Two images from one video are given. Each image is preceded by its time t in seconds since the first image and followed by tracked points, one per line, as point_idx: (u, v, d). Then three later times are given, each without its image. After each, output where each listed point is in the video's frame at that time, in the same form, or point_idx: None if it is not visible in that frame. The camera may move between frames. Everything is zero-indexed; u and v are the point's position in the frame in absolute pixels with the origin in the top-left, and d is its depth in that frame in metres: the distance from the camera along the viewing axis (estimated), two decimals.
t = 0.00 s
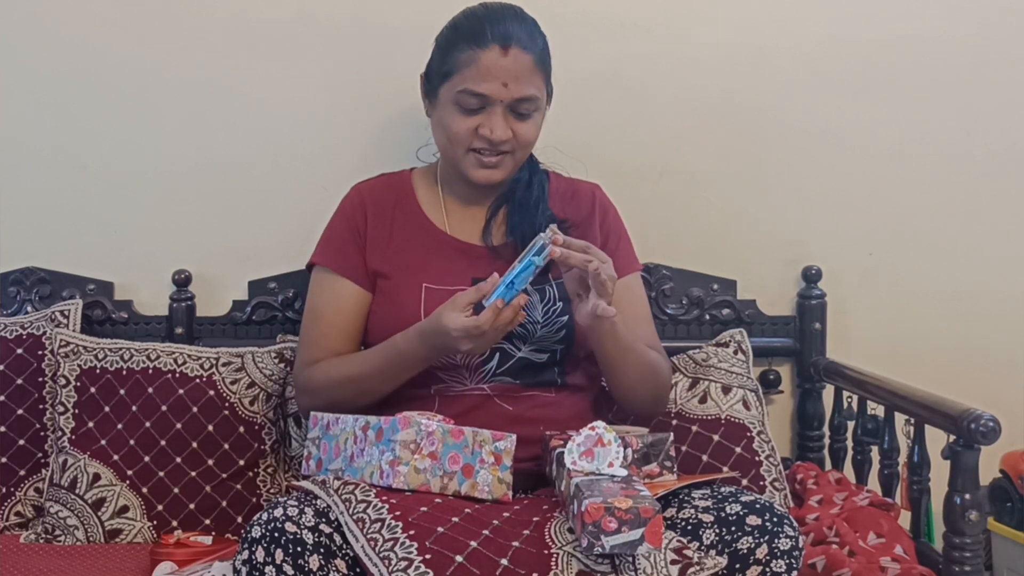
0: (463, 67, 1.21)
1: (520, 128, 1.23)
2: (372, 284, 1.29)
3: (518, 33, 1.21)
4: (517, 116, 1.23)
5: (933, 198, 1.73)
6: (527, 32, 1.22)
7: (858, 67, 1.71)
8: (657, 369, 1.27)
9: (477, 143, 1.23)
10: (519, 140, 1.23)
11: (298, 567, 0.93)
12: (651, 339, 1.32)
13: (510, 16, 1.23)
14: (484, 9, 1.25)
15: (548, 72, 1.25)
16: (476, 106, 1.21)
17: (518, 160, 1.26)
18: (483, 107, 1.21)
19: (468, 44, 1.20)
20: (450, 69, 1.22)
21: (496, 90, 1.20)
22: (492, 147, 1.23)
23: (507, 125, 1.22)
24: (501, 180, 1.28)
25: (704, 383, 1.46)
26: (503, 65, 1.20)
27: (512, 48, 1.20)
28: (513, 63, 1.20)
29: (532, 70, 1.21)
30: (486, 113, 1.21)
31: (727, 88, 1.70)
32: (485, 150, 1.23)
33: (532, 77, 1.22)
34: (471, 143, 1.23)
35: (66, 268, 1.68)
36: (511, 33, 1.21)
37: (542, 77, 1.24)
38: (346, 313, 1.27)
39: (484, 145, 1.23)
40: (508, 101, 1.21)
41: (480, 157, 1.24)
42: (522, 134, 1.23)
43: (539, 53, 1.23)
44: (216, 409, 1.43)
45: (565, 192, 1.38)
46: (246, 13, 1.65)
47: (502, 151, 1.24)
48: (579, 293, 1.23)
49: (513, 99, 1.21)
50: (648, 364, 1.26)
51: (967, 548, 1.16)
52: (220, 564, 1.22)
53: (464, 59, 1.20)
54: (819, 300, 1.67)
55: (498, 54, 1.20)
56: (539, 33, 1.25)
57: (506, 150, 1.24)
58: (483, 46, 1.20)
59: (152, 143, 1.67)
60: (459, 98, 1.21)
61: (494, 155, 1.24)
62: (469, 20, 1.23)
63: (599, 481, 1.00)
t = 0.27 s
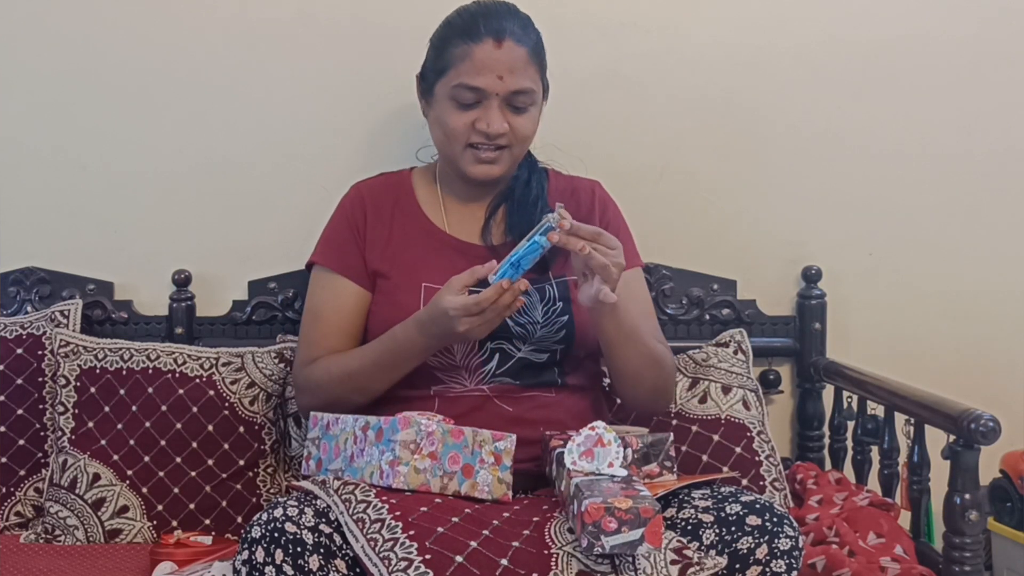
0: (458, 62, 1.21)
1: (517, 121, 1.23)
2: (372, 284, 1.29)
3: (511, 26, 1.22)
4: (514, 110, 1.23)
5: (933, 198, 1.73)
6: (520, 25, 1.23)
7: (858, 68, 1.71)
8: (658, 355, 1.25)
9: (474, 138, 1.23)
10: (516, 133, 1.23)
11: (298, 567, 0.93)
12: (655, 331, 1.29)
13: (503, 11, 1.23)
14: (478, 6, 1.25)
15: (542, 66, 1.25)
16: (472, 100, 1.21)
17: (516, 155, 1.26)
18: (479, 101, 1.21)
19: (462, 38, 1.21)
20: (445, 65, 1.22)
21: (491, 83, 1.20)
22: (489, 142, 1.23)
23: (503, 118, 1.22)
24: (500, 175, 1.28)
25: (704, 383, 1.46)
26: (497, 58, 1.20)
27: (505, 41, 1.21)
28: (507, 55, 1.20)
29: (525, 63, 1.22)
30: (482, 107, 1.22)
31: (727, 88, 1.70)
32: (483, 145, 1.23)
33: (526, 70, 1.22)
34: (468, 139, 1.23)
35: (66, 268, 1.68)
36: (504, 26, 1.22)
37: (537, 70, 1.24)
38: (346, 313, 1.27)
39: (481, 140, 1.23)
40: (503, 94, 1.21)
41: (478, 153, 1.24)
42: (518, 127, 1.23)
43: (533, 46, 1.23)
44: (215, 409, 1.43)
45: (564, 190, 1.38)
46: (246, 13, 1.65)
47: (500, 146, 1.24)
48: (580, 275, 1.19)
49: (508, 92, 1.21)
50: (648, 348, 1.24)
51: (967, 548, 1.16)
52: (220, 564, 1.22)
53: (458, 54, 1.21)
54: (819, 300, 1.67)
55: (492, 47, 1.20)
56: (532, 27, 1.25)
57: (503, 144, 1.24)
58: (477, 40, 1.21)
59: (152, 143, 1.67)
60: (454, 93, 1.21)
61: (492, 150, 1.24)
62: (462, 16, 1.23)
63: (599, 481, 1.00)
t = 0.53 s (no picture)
0: (452, 57, 1.22)
1: (512, 116, 1.22)
2: (372, 285, 1.29)
3: (505, 22, 1.23)
4: (508, 104, 1.23)
5: (933, 198, 1.73)
6: (514, 21, 1.24)
7: (859, 68, 1.71)
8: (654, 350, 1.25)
9: (469, 133, 1.22)
10: (511, 128, 1.23)
11: (298, 567, 0.93)
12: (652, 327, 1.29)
13: (497, 8, 1.25)
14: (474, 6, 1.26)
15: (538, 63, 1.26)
16: (467, 94, 1.21)
17: (512, 151, 1.25)
18: (473, 95, 1.21)
19: (455, 34, 1.22)
20: (439, 62, 1.23)
21: (484, 76, 1.20)
22: (483, 136, 1.22)
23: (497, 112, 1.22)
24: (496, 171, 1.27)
25: (704, 383, 1.46)
26: (490, 51, 1.21)
27: (499, 35, 1.22)
28: (500, 49, 1.21)
29: (519, 57, 1.22)
30: (476, 101, 1.22)
31: (727, 88, 1.70)
32: (478, 139, 1.23)
33: (520, 64, 1.22)
34: (463, 133, 1.23)
35: (66, 268, 1.68)
36: (497, 22, 1.23)
37: (532, 66, 1.24)
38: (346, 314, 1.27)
39: (476, 134, 1.22)
40: (497, 87, 1.21)
41: (473, 147, 1.23)
42: (514, 122, 1.23)
43: (527, 42, 1.24)
44: (215, 409, 1.43)
45: (563, 191, 1.38)
46: (246, 13, 1.65)
47: (495, 140, 1.23)
48: (572, 266, 1.18)
49: (502, 85, 1.21)
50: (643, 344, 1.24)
51: (966, 548, 1.16)
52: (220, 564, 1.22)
53: (452, 49, 1.22)
54: (819, 300, 1.67)
55: (485, 41, 1.21)
56: (528, 24, 1.26)
57: (498, 139, 1.23)
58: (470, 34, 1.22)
59: (153, 143, 1.67)
60: (449, 88, 1.22)
61: (487, 144, 1.23)
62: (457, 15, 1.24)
63: (599, 481, 1.00)
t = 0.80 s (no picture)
0: (444, 40, 1.31)
1: (495, 89, 1.26)
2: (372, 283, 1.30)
3: (494, 7, 1.32)
4: (492, 78, 1.27)
5: (934, 198, 1.72)
6: (505, 8, 1.32)
7: (859, 68, 1.71)
8: (644, 340, 1.24)
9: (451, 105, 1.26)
10: (492, 101, 1.25)
11: (298, 567, 0.93)
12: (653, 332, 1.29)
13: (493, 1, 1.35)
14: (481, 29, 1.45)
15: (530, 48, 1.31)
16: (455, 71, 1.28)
17: (495, 128, 1.26)
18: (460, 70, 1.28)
19: (449, 20, 1.33)
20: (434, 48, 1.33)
21: (469, 47, 1.28)
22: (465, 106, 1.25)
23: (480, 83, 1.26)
24: (480, 149, 1.27)
25: (704, 383, 1.46)
26: (476, 27, 1.29)
27: (487, 16, 1.30)
28: (485, 26, 1.29)
29: (503, 33, 1.29)
30: (462, 75, 1.27)
31: (727, 88, 1.70)
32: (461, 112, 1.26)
33: (505, 42, 1.28)
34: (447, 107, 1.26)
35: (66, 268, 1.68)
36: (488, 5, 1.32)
37: (518, 46, 1.29)
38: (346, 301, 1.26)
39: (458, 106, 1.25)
40: (480, 58, 1.27)
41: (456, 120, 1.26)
42: (496, 96, 1.26)
43: (516, 26, 1.31)
44: (215, 408, 1.43)
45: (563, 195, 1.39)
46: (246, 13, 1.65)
47: (477, 114, 1.25)
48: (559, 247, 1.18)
49: (485, 57, 1.27)
50: (633, 331, 1.22)
51: (966, 548, 1.16)
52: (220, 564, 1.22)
53: (445, 32, 1.32)
54: (819, 300, 1.67)
55: (473, 19, 1.30)
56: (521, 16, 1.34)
57: (480, 112, 1.25)
58: (460, 18, 1.31)
59: (153, 143, 1.67)
60: (440, 68, 1.30)
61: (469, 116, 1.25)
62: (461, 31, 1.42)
63: (598, 482, 1.00)
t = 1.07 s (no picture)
0: (444, 40, 1.31)
1: (495, 90, 1.26)
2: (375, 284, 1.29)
3: (493, 6, 1.32)
4: (492, 78, 1.27)
5: (933, 198, 1.73)
6: (505, 8, 1.32)
7: (858, 68, 1.71)
8: (639, 332, 1.24)
9: (451, 105, 1.26)
10: (493, 101, 1.26)
11: (298, 567, 0.93)
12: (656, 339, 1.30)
13: None
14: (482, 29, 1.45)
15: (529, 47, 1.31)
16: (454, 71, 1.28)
17: (496, 128, 1.27)
18: (460, 69, 1.28)
19: (448, 20, 1.33)
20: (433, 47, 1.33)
21: (468, 48, 1.28)
22: (465, 107, 1.26)
23: (480, 84, 1.26)
24: (481, 149, 1.28)
25: (704, 383, 1.46)
26: (476, 27, 1.29)
27: (486, 15, 1.30)
28: (485, 25, 1.29)
29: (503, 33, 1.29)
30: (461, 75, 1.27)
31: (726, 88, 1.70)
32: (461, 112, 1.26)
33: (505, 42, 1.29)
34: (447, 108, 1.27)
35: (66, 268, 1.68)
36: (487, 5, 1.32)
37: (519, 46, 1.30)
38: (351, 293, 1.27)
39: (458, 106, 1.26)
40: (480, 58, 1.27)
41: (456, 121, 1.26)
42: (497, 96, 1.26)
43: (516, 25, 1.31)
44: (216, 408, 1.43)
45: (569, 197, 1.39)
46: (246, 13, 1.65)
47: (478, 114, 1.26)
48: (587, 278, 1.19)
49: (485, 57, 1.27)
50: (629, 323, 1.23)
51: (966, 548, 1.16)
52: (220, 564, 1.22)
53: (444, 32, 1.32)
54: (819, 300, 1.68)
55: (472, 19, 1.30)
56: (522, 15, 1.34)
57: (481, 112, 1.26)
58: (459, 18, 1.31)
59: (152, 143, 1.67)
60: (439, 69, 1.30)
61: (470, 117, 1.26)
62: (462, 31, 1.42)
63: (599, 481, 1.00)
